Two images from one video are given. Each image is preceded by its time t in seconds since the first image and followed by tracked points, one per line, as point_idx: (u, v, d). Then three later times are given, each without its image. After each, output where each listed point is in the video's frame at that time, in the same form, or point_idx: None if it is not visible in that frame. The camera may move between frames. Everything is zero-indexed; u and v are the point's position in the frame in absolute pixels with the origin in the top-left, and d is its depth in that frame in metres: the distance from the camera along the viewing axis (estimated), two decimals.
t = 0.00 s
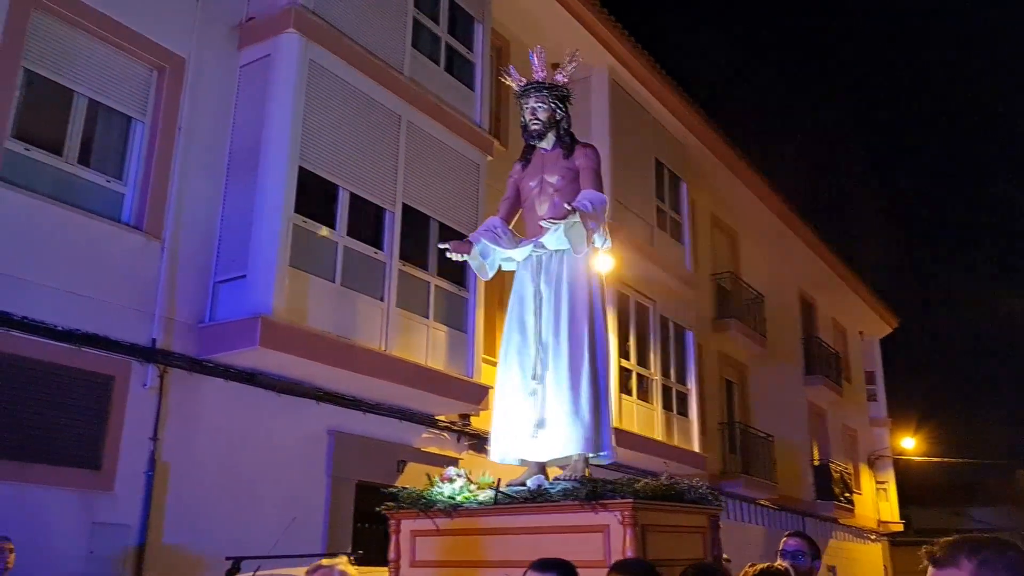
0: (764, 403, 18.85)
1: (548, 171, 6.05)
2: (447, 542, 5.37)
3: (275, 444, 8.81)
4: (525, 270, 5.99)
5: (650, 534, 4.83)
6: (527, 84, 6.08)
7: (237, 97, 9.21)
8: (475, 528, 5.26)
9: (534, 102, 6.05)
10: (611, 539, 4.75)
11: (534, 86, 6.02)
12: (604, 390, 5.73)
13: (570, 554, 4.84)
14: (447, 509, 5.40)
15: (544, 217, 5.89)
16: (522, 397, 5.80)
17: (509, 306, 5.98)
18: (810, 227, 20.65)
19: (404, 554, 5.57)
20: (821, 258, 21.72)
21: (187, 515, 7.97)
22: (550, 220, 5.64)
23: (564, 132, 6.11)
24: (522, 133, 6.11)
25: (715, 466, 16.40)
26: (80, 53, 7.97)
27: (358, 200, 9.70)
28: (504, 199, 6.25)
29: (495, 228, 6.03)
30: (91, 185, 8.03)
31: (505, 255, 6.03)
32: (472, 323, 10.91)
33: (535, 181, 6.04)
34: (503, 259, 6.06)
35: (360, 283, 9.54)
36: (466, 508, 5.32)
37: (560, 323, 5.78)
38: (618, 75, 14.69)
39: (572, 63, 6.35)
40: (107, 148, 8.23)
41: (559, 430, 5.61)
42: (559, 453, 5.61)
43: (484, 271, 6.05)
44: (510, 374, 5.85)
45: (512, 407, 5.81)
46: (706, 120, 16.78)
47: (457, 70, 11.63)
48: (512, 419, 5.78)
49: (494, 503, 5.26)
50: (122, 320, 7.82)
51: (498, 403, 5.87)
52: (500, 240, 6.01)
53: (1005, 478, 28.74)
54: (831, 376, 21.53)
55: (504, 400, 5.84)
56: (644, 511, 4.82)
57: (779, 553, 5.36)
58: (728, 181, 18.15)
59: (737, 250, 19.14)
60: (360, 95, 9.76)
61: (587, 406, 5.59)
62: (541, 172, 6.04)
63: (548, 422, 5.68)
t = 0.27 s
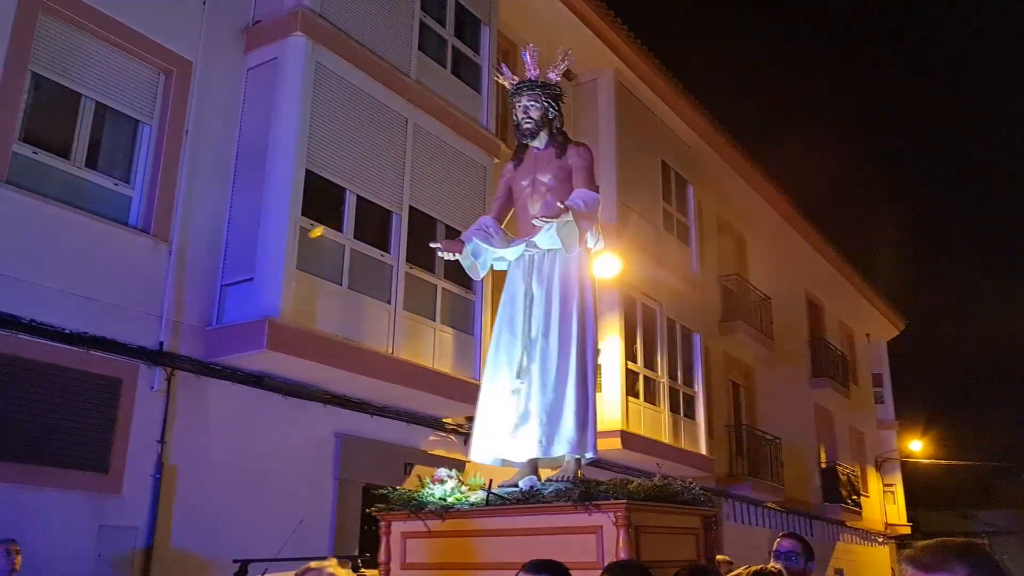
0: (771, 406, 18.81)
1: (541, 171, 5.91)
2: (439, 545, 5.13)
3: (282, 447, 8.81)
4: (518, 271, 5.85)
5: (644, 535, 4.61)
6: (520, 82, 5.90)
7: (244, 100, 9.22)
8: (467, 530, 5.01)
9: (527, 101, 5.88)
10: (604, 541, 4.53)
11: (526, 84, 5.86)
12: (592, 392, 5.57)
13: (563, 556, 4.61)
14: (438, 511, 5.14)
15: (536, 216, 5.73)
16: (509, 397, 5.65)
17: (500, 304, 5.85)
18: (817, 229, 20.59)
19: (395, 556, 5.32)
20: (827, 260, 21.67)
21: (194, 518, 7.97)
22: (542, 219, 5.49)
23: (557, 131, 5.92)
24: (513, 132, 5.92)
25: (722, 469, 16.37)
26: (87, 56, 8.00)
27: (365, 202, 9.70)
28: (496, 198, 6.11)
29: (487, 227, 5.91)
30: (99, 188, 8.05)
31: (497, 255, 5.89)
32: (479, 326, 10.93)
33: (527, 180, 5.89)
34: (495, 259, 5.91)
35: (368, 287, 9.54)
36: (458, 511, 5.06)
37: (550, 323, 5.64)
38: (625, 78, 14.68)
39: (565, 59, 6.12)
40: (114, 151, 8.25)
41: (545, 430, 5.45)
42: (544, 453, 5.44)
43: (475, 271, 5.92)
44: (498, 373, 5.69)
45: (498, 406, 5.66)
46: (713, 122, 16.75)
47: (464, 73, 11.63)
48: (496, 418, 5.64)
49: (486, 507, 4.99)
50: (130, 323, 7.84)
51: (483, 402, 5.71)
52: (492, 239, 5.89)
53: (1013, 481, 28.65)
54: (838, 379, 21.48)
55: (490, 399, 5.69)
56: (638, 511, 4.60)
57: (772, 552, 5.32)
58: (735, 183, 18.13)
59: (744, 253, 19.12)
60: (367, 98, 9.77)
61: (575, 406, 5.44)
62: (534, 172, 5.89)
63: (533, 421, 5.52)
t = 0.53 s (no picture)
0: (776, 408, 18.77)
1: (536, 168, 5.55)
2: (434, 550, 4.81)
3: (286, 451, 8.80)
4: (512, 268, 5.47)
5: (644, 538, 4.34)
6: (513, 77, 5.53)
7: (248, 104, 9.22)
8: (464, 534, 4.72)
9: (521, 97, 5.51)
10: (604, 544, 4.26)
11: (520, 79, 5.49)
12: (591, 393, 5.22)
13: (562, 559, 4.35)
14: (434, 515, 4.81)
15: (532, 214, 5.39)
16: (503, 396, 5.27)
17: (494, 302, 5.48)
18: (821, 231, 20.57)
19: (390, 561, 4.99)
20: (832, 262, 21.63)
21: (198, 522, 7.96)
22: (537, 216, 5.08)
23: (552, 128, 5.58)
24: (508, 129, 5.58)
25: (727, 471, 16.33)
26: (91, 60, 8.01)
27: (368, 205, 9.70)
28: (490, 197, 5.74)
29: (481, 225, 5.44)
30: (103, 192, 8.06)
31: (492, 253, 5.46)
32: (484, 329, 10.91)
33: (522, 178, 5.53)
34: (490, 258, 5.48)
35: (372, 290, 9.54)
36: (455, 514, 4.75)
37: (547, 319, 5.28)
38: (628, 80, 14.68)
39: (559, 56, 5.80)
40: (118, 155, 8.26)
41: (542, 431, 5.09)
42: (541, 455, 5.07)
43: (469, 270, 5.50)
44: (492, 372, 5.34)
45: (491, 407, 5.29)
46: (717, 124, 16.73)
47: (468, 75, 11.63)
48: (489, 419, 5.27)
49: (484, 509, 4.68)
50: (133, 326, 7.84)
51: (476, 402, 5.34)
52: (487, 238, 5.43)
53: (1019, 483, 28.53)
54: (843, 381, 21.42)
55: (482, 399, 5.32)
56: (638, 512, 4.33)
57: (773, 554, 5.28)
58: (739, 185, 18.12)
59: (749, 255, 19.09)
60: (371, 101, 9.76)
61: (574, 406, 5.09)
62: (529, 169, 5.52)
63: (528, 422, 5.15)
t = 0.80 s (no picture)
0: (785, 411, 18.71)
1: (546, 159, 5.39)
2: (440, 550, 4.78)
3: (295, 453, 8.81)
4: (521, 263, 5.34)
5: (658, 540, 4.27)
6: (523, 66, 5.39)
7: (257, 106, 9.24)
8: (469, 535, 4.67)
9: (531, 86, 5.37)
10: (617, 545, 4.20)
11: (530, 68, 5.35)
12: (604, 390, 5.04)
13: (575, 561, 4.28)
14: (439, 514, 4.77)
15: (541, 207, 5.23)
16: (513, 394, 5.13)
17: (502, 299, 5.33)
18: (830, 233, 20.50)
19: (394, 561, 4.97)
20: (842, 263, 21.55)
21: (208, 524, 7.98)
22: (548, 208, 4.99)
23: (562, 119, 5.44)
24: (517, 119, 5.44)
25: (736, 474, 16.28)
26: (100, 64, 8.04)
27: (377, 208, 9.70)
28: (498, 188, 5.58)
29: (489, 218, 5.38)
30: (113, 195, 8.09)
31: (500, 247, 5.39)
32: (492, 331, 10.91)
33: (531, 169, 5.38)
34: (497, 252, 5.40)
35: (381, 292, 9.55)
36: (461, 514, 4.70)
37: (556, 315, 5.12)
38: (636, 81, 14.67)
39: (570, 43, 5.63)
40: (127, 158, 8.28)
41: (551, 430, 4.93)
42: (550, 455, 4.91)
43: (477, 264, 5.40)
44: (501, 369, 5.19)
45: (501, 405, 5.14)
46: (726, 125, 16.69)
47: (475, 77, 11.63)
48: (499, 417, 5.12)
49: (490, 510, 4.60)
50: (142, 329, 7.86)
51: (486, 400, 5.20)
52: (494, 231, 5.37)
53: None
54: (853, 383, 21.34)
55: (492, 397, 5.18)
56: (652, 514, 4.27)
57: (785, 556, 5.28)
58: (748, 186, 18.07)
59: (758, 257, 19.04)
60: (379, 104, 9.77)
61: (584, 404, 4.92)
62: (538, 161, 5.37)
63: (538, 420, 5.00)
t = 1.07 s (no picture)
0: (798, 417, 18.62)
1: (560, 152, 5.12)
2: (449, 553, 4.62)
3: (307, 458, 8.83)
4: (535, 258, 5.06)
5: (675, 545, 4.09)
6: (537, 55, 5.11)
7: (268, 113, 9.28)
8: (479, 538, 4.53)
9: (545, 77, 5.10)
10: (632, 551, 4.03)
11: (544, 58, 5.07)
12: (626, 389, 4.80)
13: (589, 566, 4.12)
14: (449, 516, 4.64)
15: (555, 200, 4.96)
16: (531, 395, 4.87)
17: (516, 295, 5.05)
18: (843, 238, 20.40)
19: (402, 565, 4.81)
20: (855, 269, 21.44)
21: (219, 530, 7.99)
22: (562, 200, 4.67)
23: (578, 111, 5.18)
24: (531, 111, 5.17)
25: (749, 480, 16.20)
26: (114, 72, 8.09)
27: (388, 213, 9.73)
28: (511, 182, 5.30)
29: (502, 213, 5.06)
30: (126, 202, 8.14)
31: (513, 242, 5.07)
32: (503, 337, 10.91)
33: (546, 163, 5.12)
34: (511, 247, 5.10)
35: (391, 297, 9.56)
36: (472, 516, 4.58)
37: (575, 312, 4.86)
38: (647, 86, 14.65)
39: (586, 33, 5.39)
40: (140, 165, 8.34)
41: (573, 432, 4.68)
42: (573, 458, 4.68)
43: (489, 259, 5.10)
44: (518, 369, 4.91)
45: (518, 406, 4.87)
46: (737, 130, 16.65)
47: (486, 83, 11.65)
48: (517, 418, 4.86)
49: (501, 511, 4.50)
50: (155, 335, 7.89)
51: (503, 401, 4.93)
52: (507, 225, 5.04)
53: None
54: (866, 389, 21.22)
55: (509, 397, 4.91)
56: (670, 519, 4.08)
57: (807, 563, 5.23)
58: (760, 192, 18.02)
59: (770, 262, 18.98)
60: (390, 110, 9.80)
61: (607, 406, 4.67)
62: (553, 153, 5.11)
63: (559, 421, 4.75)
